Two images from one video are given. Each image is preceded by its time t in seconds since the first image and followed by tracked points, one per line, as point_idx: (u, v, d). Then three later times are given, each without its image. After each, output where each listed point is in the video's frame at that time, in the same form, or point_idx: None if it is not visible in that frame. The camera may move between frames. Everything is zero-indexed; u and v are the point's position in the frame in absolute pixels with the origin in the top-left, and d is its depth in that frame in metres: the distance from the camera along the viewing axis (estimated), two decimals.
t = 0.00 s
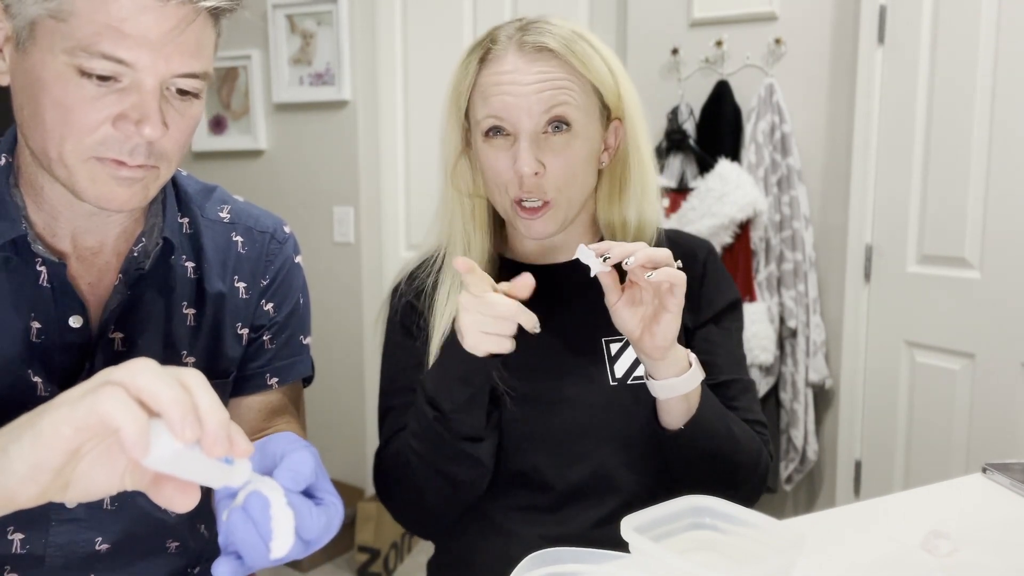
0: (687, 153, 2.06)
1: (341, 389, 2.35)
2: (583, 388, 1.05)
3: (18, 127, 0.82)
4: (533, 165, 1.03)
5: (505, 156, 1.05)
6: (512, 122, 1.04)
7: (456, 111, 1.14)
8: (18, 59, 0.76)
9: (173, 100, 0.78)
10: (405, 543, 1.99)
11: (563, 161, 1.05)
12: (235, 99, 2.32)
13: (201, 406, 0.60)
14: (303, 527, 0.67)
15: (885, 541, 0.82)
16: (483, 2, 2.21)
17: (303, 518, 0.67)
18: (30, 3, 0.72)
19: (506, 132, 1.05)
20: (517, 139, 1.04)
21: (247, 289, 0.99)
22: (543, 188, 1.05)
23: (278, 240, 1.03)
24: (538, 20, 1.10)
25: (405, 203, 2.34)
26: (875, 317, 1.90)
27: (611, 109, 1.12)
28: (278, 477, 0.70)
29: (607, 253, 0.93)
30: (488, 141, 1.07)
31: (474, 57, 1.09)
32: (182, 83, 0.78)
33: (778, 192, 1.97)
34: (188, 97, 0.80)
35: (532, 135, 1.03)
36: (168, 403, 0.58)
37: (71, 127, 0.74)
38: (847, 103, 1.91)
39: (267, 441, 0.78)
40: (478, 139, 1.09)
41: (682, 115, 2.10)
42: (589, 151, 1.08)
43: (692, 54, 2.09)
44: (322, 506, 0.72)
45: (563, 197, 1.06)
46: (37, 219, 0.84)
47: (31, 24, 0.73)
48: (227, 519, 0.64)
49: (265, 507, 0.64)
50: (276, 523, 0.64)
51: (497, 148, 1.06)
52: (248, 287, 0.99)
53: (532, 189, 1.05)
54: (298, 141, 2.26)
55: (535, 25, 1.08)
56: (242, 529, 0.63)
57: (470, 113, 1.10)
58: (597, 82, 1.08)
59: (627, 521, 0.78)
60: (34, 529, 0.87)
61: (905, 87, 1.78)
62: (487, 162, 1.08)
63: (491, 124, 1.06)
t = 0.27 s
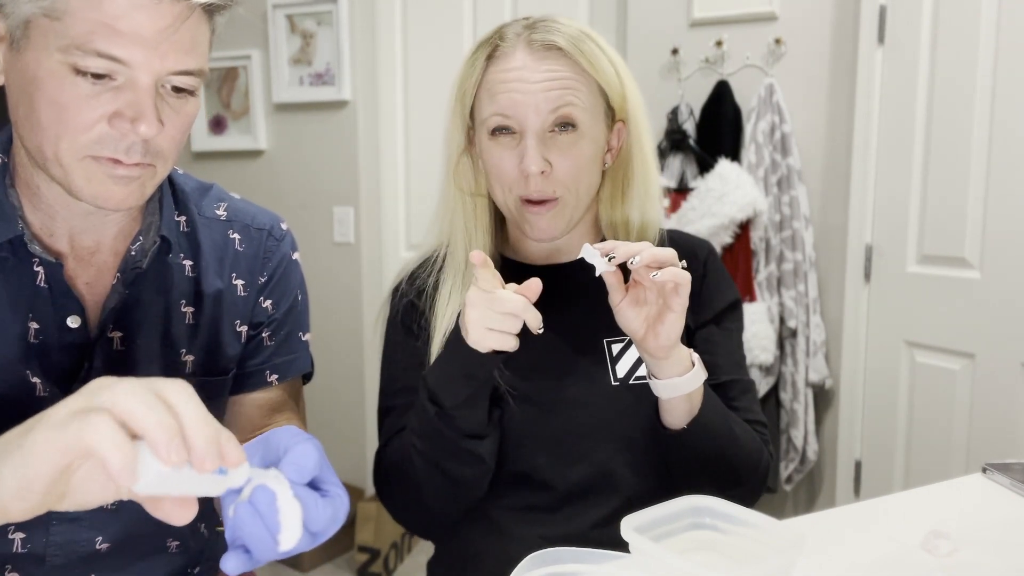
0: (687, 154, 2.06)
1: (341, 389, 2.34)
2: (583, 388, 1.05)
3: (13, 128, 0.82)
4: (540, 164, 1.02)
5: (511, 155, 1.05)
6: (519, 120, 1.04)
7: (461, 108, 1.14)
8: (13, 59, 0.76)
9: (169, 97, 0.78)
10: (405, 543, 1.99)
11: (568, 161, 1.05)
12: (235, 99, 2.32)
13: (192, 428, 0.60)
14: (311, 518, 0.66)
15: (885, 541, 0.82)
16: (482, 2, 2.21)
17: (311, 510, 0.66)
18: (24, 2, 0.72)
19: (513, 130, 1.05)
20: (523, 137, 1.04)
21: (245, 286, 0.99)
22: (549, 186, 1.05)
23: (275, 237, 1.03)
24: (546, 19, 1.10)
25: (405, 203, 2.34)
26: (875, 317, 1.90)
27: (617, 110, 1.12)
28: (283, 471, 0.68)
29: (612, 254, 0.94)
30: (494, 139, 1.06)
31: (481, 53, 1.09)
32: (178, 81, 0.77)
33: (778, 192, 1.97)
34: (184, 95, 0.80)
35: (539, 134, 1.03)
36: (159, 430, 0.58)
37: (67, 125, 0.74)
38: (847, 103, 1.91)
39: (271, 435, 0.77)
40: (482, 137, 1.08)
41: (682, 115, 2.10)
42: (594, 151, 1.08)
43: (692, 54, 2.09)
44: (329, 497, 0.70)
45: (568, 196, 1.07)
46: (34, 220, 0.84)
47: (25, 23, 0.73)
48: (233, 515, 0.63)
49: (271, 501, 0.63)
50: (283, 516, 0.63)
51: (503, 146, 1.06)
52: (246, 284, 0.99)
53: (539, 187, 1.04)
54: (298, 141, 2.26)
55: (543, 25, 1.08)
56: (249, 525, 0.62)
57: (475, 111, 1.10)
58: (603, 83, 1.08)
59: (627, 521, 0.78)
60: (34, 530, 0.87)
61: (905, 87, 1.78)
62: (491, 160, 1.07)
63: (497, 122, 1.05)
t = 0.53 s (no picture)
0: (687, 153, 2.06)
1: (341, 389, 2.34)
2: (583, 389, 1.05)
3: (5, 129, 0.82)
4: (545, 160, 1.02)
5: (516, 150, 1.05)
6: (524, 115, 1.04)
7: (466, 104, 1.14)
8: (4, 57, 0.76)
9: (160, 93, 0.78)
10: (405, 543, 1.99)
11: (573, 157, 1.04)
12: (235, 99, 2.31)
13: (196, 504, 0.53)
14: (321, 512, 0.63)
15: (885, 541, 0.82)
16: (483, 3, 2.21)
17: (321, 505, 0.63)
18: None
19: (518, 126, 1.05)
20: (528, 133, 1.04)
21: (242, 282, 0.99)
22: (553, 182, 1.04)
23: (270, 234, 1.03)
24: (553, 17, 1.11)
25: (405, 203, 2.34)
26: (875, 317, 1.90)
27: (621, 110, 1.12)
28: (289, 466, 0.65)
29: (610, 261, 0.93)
30: (499, 134, 1.06)
31: (488, 49, 1.09)
32: (169, 76, 0.78)
33: (778, 192, 1.97)
34: (175, 90, 0.80)
35: (544, 129, 1.03)
36: (160, 513, 0.51)
37: (59, 124, 0.74)
38: (847, 103, 1.91)
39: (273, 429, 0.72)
40: (487, 132, 1.08)
41: (682, 115, 2.10)
42: (599, 149, 1.08)
43: (692, 54, 2.09)
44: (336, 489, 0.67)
45: (573, 192, 1.06)
46: (30, 221, 0.85)
47: (13, 20, 0.72)
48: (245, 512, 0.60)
49: (281, 498, 0.60)
50: (294, 515, 0.60)
51: (507, 141, 1.06)
52: (243, 281, 0.99)
53: (543, 182, 1.04)
54: (298, 141, 2.26)
55: (550, 22, 1.08)
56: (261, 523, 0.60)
57: (480, 105, 1.10)
58: (608, 82, 1.08)
59: (627, 521, 0.78)
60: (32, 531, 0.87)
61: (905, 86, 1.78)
62: (495, 155, 1.07)
63: (502, 117, 1.05)
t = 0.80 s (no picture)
0: (687, 153, 2.06)
1: (341, 389, 2.34)
2: (585, 389, 1.05)
3: None
4: (548, 165, 1.02)
5: (520, 155, 1.05)
6: (528, 119, 1.04)
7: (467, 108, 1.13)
8: None
9: (152, 88, 0.78)
10: (405, 543, 1.99)
11: (577, 161, 1.05)
12: (235, 99, 2.31)
13: None
14: (343, 508, 0.66)
15: (885, 541, 0.82)
16: (483, 3, 2.21)
17: (341, 502, 0.66)
18: None
19: (522, 129, 1.05)
20: (532, 136, 1.04)
21: (239, 280, 0.99)
22: (557, 187, 1.05)
23: (267, 231, 1.03)
24: (556, 20, 1.11)
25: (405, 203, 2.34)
26: (875, 317, 1.90)
27: (624, 112, 1.12)
28: (305, 471, 0.68)
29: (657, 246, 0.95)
30: (502, 138, 1.06)
31: (491, 52, 1.09)
32: (161, 70, 0.78)
33: (778, 192, 1.97)
34: (167, 85, 0.80)
35: (548, 134, 1.03)
36: None
37: (51, 121, 0.74)
38: (847, 103, 1.91)
39: (283, 434, 0.76)
40: (490, 136, 1.08)
41: (682, 115, 2.09)
42: (602, 151, 1.08)
43: (692, 54, 2.09)
44: (353, 484, 0.71)
45: (576, 196, 1.06)
46: (25, 219, 0.84)
47: (4, 16, 0.72)
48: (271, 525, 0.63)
49: (303, 502, 0.63)
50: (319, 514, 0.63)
51: (511, 146, 1.05)
52: (240, 278, 0.99)
53: (547, 188, 1.04)
54: (298, 141, 2.26)
55: (554, 25, 1.08)
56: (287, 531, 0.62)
57: (483, 109, 1.09)
58: (612, 84, 1.08)
59: (627, 521, 0.78)
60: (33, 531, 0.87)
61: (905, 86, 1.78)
62: (499, 160, 1.07)
63: (506, 121, 1.05)
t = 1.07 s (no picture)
0: (687, 153, 2.06)
1: (341, 388, 2.34)
2: (586, 389, 1.05)
3: None
4: (558, 150, 1.01)
5: (527, 145, 1.04)
6: (534, 108, 1.03)
7: (468, 105, 1.13)
8: None
9: (154, 86, 0.78)
10: (405, 543, 1.99)
11: (584, 150, 1.04)
12: (235, 99, 2.31)
13: None
14: (351, 513, 0.68)
15: (885, 541, 0.82)
16: (483, 3, 2.21)
17: (349, 508, 0.68)
18: None
19: (527, 119, 1.05)
20: (538, 126, 1.04)
21: (239, 280, 0.99)
22: (566, 174, 1.04)
23: (266, 230, 1.03)
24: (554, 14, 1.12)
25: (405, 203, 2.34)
26: (876, 317, 1.90)
27: (626, 104, 1.12)
28: (310, 480, 0.69)
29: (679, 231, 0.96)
30: (508, 130, 1.06)
31: (493, 46, 1.09)
32: (163, 69, 0.78)
33: (778, 192, 1.97)
34: (169, 83, 0.80)
35: (554, 121, 1.03)
36: None
37: (53, 119, 0.74)
38: (847, 103, 1.91)
39: (288, 441, 0.78)
40: (495, 128, 1.07)
41: (682, 115, 2.09)
42: (608, 141, 1.08)
43: (692, 54, 2.09)
44: (359, 488, 0.71)
45: (585, 184, 1.05)
46: (29, 220, 0.85)
47: (6, 15, 0.72)
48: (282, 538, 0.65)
49: (310, 512, 0.65)
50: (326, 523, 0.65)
51: (517, 136, 1.05)
52: (240, 278, 0.99)
53: (556, 175, 1.03)
54: (298, 141, 2.26)
55: (553, 18, 1.09)
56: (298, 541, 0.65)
57: (485, 104, 1.09)
58: (614, 75, 1.09)
59: (627, 521, 0.78)
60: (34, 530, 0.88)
61: (905, 86, 1.78)
62: (504, 151, 1.06)
63: (511, 112, 1.05)
